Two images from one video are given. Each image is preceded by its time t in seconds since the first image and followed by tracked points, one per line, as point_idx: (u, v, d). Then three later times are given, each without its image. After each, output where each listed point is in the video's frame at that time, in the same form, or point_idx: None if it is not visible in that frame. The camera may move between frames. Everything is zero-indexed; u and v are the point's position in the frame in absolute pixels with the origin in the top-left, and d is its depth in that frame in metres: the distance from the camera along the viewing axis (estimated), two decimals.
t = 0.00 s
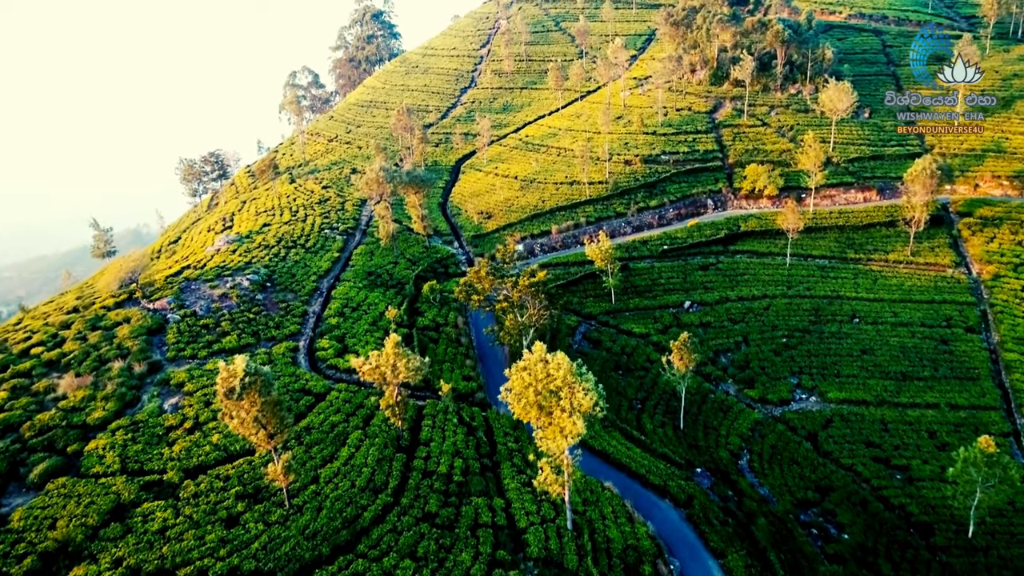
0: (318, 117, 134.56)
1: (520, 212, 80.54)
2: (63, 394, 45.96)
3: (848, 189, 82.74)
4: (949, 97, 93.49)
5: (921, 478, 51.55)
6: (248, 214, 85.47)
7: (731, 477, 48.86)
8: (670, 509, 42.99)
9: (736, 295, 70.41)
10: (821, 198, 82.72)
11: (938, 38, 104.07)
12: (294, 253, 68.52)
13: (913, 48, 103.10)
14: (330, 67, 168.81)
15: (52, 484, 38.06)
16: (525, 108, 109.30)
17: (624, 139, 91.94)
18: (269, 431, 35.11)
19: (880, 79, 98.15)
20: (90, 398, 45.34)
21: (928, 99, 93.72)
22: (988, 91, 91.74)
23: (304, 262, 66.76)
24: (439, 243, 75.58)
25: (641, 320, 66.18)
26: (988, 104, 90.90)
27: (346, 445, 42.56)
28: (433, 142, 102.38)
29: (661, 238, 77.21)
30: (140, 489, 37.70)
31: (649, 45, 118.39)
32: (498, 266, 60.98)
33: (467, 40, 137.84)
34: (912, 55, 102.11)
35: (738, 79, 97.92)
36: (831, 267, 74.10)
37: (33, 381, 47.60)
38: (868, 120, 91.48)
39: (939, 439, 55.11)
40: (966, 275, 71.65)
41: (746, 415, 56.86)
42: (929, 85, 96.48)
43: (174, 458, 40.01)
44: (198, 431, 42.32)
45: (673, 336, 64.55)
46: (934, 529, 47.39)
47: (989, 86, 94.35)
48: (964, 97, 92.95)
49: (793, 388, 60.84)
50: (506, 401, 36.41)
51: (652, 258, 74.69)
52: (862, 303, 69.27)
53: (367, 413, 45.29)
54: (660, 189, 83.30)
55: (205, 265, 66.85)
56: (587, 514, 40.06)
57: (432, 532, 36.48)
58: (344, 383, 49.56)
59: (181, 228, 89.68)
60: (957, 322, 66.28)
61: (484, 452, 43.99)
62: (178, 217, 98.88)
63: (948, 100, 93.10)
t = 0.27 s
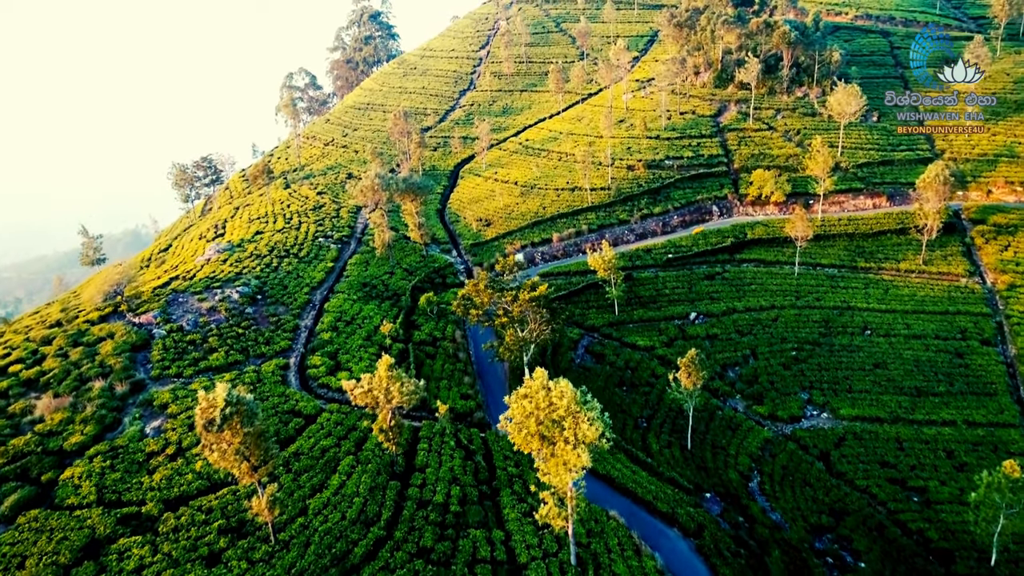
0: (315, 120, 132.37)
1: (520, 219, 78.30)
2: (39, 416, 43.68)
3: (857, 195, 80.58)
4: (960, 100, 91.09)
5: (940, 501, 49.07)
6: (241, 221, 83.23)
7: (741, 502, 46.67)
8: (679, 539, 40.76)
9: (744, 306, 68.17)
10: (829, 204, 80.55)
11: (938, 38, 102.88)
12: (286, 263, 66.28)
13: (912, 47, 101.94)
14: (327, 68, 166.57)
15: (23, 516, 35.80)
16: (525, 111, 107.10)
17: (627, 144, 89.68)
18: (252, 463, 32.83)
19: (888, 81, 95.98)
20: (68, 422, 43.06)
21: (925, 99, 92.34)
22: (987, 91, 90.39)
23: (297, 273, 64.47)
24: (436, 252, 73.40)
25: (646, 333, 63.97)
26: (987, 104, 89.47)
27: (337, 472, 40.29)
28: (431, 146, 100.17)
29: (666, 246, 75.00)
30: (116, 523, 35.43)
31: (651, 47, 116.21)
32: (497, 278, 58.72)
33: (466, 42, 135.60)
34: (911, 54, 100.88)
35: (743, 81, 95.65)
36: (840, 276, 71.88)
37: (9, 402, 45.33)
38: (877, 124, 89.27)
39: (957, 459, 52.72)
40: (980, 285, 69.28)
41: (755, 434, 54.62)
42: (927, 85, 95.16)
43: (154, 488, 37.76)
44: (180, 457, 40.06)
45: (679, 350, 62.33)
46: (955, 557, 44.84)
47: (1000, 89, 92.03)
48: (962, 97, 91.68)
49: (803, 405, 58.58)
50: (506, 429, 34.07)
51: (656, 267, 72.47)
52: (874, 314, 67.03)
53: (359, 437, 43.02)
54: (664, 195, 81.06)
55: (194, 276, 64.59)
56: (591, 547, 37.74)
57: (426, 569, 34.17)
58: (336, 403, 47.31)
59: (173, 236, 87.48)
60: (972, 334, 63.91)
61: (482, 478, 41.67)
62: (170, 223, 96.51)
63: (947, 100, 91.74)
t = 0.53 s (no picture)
0: (311, 123, 130.20)
1: (520, 227, 76.06)
2: (13, 441, 41.40)
3: (866, 203, 78.41)
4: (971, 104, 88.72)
5: (961, 528, 46.50)
6: (233, 228, 80.97)
7: (754, 531, 44.43)
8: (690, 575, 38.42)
9: (751, 318, 65.93)
10: (838, 212, 78.36)
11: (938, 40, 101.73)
12: (278, 275, 64.05)
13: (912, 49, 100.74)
14: (325, 70, 164.35)
15: None
16: (525, 115, 104.91)
17: (630, 149, 87.43)
18: (233, 501, 30.56)
19: (896, 84, 93.81)
20: (43, 448, 40.79)
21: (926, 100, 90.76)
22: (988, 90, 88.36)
23: (289, 285, 62.22)
24: (434, 262, 71.26)
25: (651, 347, 61.75)
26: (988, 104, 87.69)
27: (326, 503, 38.05)
28: (429, 151, 97.99)
29: (670, 256, 72.80)
30: (89, 562, 33.19)
31: (654, 49, 114.06)
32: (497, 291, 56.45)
33: (465, 43, 133.40)
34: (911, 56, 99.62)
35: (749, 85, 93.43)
36: (851, 286, 69.64)
37: None
38: (886, 129, 87.07)
39: (977, 481, 50.31)
40: (996, 296, 66.84)
41: (766, 454, 52.32)
42: (927, 85, 93.83)
43: (131, 523, 35.49)
44: (160, 488, 37.80)
45: (685, 365, 60.10)
46: None
47: (1012, 93, 89.73)
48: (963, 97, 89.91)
49: (815, 423, 56.30)
50: (505, 462, 31.75)
51: (660, 278, 70.23)
52: (886, 327, 64.73)
53: (350, 464, 40.76)
54: (668, 202, 78.82)
55: (182, 288, 62.35)
56: None
57: None
58: (327, 426, 45.08)
59: (164, 243, 85.26)
60: (988, 348, 61.49)
61: (480, 508, 39.33)
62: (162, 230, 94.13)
63: (947, 100, 90.09)
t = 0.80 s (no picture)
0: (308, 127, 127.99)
1: (520, 235, 73.79)
2: None
3: (876, 210, 76.17)
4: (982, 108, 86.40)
5: (983, 557, 44.03)
6: (225, 236, 78.71)
7: (767, 563, 42.48)
8: None
9: (759, 332, 63.65)
10: (848, 219, 76.16)
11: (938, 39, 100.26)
12: (269, 287, 61.79)
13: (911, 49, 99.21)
14: (322, 72, 162.08)
15: None
16: (525, 119, 102.64)
17: (632, 154, 85.19)
18: (209, 545, 28.28)
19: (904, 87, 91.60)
20: (14, 478, 38.52)
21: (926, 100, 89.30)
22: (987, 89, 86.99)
23: (280, 298, 59.95)
24: (431, 272, 69.03)
25: (655, 362, 59.49)
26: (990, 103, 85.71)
27: (314, 538, 35.74)
28: (426, 156, 95.76)
29: (675, 266, 70.56)
30: None
31: (656, 51, 111.84)
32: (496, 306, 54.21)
33: (465, 45, 131.22)
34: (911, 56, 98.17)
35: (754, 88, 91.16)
36: (862, 297, 67.35)
37: None
38: (896, 134, 84.82)
39: (998, 506, 47.86)
40: (1013, 307, 64.47)
41: (777, 477, 50.02)
42: (926, 86, 92.43)
43: (103, 562, 33.21)
44: (137, 523, 35.50)
45: (691, 381, 57.82)
46: None
47: None
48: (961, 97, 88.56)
49: (827, 443, 54.02)
50: (503, 500, 29.56)
51: (665, 289, 67.99)
52: (899, 341, 62.41)
53: (340, 494, 38.49)
54: (672, 210, 76.56)
55: (170, 301, 60.09)
56: None
57: None
58: (317, 451, 42.82)
59: (154, 252, 83.05)
60: (1006, 363, 59.09)
61: (477, 541, 36.97)
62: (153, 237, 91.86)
63: (947, 100, 88.68)
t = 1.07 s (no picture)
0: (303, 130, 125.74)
1: (520, 245, 71.53)
2: None
3: (886, 218, 73.99)
4: (994, 112, 84.20)
5: None
6: (216, 245, 76.38)
7: None
8: None
9: (768, 346, 61.38)
10: (858, 227, 73.97)
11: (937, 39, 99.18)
12: (259, 299, 59.47)
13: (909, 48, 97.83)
14: (319, 74, 159.84)
15: None
16: (525, 123, 100.41)
17: (636, 160, 82.93)
18: None
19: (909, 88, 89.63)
20: None
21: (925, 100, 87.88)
22: (989, 90, 86.04)
23: (270, 311, 57.61)
24: (427, 283, 66.83)
25: (661, 378, 57.22)
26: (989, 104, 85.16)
27: None
28: (424, 161, 93.53)
29: (680, 276, 68.35)
30: None
31: (658, 53, 109.59)
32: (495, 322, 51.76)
33: (463, 47, 129.00)
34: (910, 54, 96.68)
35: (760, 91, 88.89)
36: (874, 309, 65.12)
37: None
38: (905, 138, 82.64)
39: (1021, 532, 45.44)
40: None
41: (789, 501, 47.67)
42: (929, 86, 90.54)
43: None
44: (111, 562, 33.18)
45: (698, 399, 55.55)
46: None
47: None
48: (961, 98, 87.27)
49: (841, 464, 51.69)
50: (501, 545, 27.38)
51: (670, 300, 65.78)
52: (914, 355, 60.13)
53: (329, 528, 36.15)
54: (677, 218, 74.27)
55: (156, 315, 57.73)
56: None
57: None
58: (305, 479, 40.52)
59: (144, 261, 80.76)
60: None
61: None
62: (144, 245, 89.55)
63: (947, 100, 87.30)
